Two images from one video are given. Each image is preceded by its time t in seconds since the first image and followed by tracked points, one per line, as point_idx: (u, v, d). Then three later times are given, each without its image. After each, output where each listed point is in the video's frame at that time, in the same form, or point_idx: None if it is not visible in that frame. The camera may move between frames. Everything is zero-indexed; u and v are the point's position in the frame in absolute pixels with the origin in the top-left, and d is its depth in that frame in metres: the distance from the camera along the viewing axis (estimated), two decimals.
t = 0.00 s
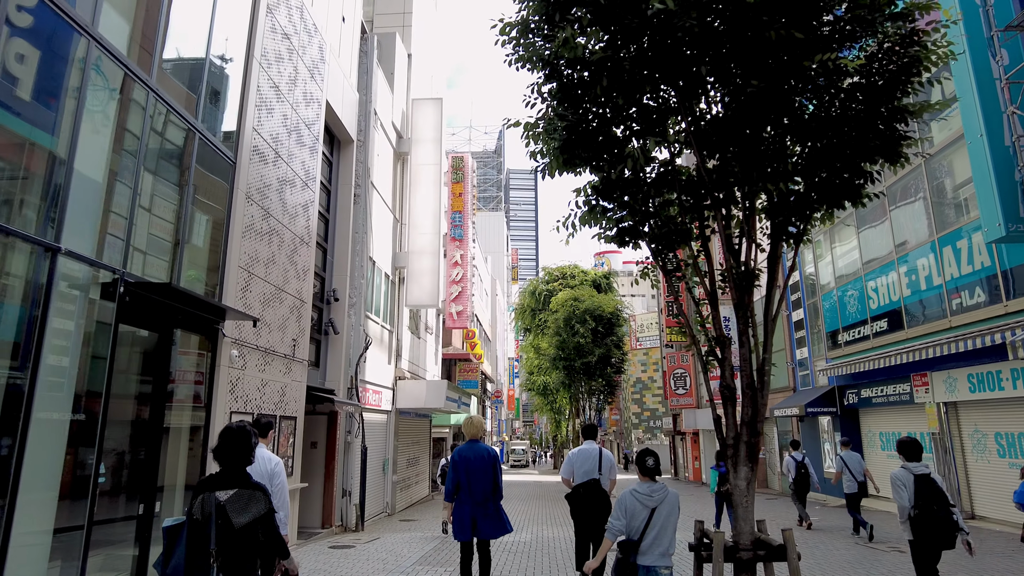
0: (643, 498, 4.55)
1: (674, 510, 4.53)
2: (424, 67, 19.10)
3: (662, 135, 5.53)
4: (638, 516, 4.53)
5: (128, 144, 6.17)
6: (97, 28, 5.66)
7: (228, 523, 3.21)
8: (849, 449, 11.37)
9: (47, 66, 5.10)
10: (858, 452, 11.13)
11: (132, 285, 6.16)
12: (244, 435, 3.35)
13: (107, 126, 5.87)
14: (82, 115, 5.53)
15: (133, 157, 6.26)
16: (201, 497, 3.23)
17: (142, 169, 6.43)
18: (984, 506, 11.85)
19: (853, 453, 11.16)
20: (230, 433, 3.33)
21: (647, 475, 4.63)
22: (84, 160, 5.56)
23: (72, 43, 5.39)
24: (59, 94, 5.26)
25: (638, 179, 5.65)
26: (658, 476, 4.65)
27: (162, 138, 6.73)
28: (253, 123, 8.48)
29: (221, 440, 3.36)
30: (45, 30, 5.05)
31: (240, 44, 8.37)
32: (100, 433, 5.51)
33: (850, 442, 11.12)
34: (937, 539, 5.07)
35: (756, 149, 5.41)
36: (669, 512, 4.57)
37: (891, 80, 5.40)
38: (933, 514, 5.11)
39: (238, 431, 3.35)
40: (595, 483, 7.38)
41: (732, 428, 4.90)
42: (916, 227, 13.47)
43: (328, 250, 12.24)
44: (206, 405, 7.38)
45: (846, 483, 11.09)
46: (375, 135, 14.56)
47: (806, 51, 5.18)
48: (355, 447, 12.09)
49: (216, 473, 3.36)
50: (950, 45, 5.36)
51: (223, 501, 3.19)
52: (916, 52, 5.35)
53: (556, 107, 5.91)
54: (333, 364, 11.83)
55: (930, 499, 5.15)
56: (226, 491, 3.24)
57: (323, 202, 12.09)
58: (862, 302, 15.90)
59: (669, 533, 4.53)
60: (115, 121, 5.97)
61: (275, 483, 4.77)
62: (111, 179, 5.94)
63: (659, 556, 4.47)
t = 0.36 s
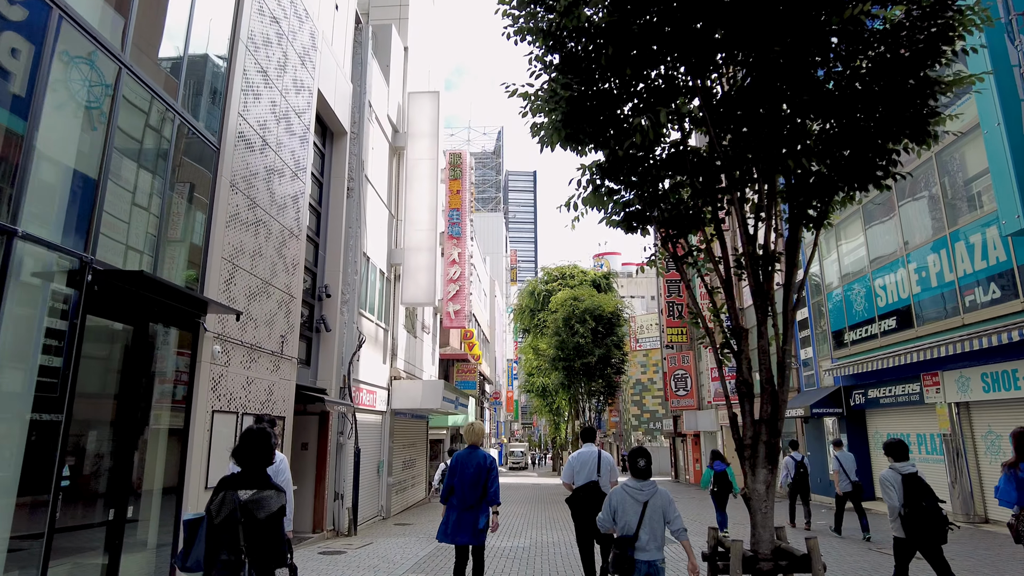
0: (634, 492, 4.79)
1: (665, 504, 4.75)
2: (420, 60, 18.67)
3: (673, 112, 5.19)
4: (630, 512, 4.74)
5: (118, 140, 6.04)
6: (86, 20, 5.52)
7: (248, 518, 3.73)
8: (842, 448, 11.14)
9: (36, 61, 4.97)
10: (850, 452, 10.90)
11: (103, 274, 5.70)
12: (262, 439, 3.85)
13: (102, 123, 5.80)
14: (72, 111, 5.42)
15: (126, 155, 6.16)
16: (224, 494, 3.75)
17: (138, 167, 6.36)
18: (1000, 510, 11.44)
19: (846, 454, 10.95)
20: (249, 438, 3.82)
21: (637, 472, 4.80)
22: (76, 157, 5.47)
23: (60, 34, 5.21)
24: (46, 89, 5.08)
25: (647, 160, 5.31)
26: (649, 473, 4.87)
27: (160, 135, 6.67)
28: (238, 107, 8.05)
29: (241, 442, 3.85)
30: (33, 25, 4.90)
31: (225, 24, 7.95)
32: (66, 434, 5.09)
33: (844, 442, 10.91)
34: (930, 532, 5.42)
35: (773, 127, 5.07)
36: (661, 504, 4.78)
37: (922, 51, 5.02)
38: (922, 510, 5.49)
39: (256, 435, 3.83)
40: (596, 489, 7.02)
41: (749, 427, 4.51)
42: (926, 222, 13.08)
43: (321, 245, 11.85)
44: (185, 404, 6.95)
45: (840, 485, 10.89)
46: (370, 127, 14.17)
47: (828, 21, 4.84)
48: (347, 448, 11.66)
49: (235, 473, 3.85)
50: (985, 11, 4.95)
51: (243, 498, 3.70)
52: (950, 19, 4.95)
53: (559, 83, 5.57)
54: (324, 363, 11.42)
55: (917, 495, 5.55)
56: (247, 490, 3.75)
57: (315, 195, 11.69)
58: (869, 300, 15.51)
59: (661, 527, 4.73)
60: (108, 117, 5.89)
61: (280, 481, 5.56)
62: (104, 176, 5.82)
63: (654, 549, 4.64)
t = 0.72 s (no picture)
0: (631, 495, 4.86)
1: (660, 507, 4.85)
2: (417, 55, 18.28)
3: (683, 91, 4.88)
4: (626, 512, 4.83)
5: (111, 137, 5.90)
6: (81, 14, 5.41)
7: (272, 516, 3.71)
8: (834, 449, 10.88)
9: (28, 54, 4.85)
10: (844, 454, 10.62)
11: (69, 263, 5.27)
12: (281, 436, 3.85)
13: (90, 117, 5.61)
14: (63, 106, 5.29)
15: (122, 153, 6.07)
16: (243, 492, 3.73)
17: (131, 164, 6.23)
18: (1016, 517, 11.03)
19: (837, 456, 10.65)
20: (268, 436, 3.81)
21: (634, 476, 4.87)
22: (67, 153, 5.34)
23: (52, 27, 5.10)
24: (37, 83, 4.96)
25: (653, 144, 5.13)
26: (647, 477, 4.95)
27: (154, 133, 6.53)
28: (224, 93, 7.67)
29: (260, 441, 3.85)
30: (28, 22, 4.81)
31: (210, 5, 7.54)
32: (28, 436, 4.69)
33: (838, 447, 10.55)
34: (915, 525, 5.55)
35: (792, 107, 4.75)
36: (657, 507, 4.88)
37: (954, 22, 4.60)
38: (904, 507, 5.65)
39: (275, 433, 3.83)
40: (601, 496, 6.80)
41: (768, 428, 4.13)
42: (937, 218, 12.70)
43: (314, 241, 11.47)
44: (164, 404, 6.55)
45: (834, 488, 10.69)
46: (365, 121, 13.80)
47: None
48: (339, 451, 11.28)
49: (253, 472, 3.84)
50: None
51: (266, 496, 3.68)
52: None
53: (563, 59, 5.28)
54: (316, 362, 11.03)
55: (900, 494, 5.70)
56: (267, 488, 3.74)
57: (307, 189, 11.30)
58: (877, 299, 15.14)
59: (655, 529, 4.82)
60: (100, 114, 5.75)
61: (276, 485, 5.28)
62: (94, 172, 5.66)
63: (647, 551, 4.75)
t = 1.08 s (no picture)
0: (625, 499, 4.83)
1: (654, 511, 4.84)
2: (413, 48, 17.89)
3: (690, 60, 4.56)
4: (618, 515, 4.82)
5: (103, 133, 5.87)
6: None
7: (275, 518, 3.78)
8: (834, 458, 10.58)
9: (14, 48, 4.81)
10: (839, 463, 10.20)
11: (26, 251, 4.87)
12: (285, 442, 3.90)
13: (84, 114, 5.61)
14: (50, 101, 5.21)
15: (116, 152, 6.02)
16: (247, 496, 3.79)
17: (123, 163, 6.12)
18: None
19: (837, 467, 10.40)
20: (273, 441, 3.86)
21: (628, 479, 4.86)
22: (57, 150, 5.29)
23: (41, 21, 5.06)
24: (26, 77, 4.92)
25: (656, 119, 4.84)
26: (640, 481, 4.94)
27: (146, 130, 6.43)
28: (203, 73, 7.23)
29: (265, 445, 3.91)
30: (19, 18, 4.83)
31: None
32: None
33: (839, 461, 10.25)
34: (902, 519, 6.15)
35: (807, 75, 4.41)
36: (651, 511, 4.85)
37: None
38: (892, 507, 6.22)
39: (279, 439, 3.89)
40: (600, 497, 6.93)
41: (790, 428, 3.73)
42: (948, 212, 12.32)
43: (304, 235, 11.05)
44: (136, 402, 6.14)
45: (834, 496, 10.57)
46: (359, 113, 13.41)
47: None
48: (329, 454, 10.85)
49: (258, 475, 3.90)
50: None
51: (269, 497, 3.75)
52: None
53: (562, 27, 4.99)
54: (306, 361, 10.64)
55: (888, 495, 6.29)
56: (272, 491, 3.80)
57: (296, 181, 10.89)
58: (885, 297, 14.74)
59: (649, 534, 4.80)
60: (94, 110, 5.75)
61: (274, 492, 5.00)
62: (88, 170, 5.67)
63: (642, 555, 4.73)
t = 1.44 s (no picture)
0: (633, 504, 4.88)
1: (663, 515, 4.85)
2: (410, 44, 17.53)
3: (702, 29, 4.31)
4: (629, 521, 4.84)
5: (96, 134, 5.71)
6: None
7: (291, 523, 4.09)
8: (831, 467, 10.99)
9: (2, 45, 4.67)
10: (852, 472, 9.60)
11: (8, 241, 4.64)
12: (297, 451, 4.16)
13: (80, 114, 5.49)
14: (43, 100, 5.09)
15: (108, 150, 5.84)
16: (264, 503, 4.11)
17: (118, 162, 5.95)
18: None
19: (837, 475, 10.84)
20: (285, 452, 4.13)
21: (637, 486, 4.85)
22: (50, 150, 5.16)
23: (31, 18, 4.93)
24: (13, 74, 4.77)
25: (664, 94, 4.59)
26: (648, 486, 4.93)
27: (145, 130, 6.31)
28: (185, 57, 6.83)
29: (279, 454, 4.20)
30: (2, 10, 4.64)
31: None
32: None
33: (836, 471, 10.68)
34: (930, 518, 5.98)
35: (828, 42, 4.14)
36: (660, 514, 4.88)
37: None
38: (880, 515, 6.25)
39: (291, 449, 4.15)
40: (599, 500, 7.00)
41: (822, 426, 3.51)
42: (961, 208, 11.94)
43: (295, 232, 10.66)
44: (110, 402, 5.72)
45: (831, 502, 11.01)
46: (353, 107, 13.06)
47: None
48: (321, 458, 10.48)
49: (273, 483, 4.20)
50: None
51: (284, 507, 4.06)
52: None
53: None
54: (296, 361, 10.22)
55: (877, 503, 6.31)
56: (285, 500, 4.11)
57: (288, 176, 10.52)
58: (894, 298, 14.34)
59: (659, 538, 4.83)
60: (87, 111, 5.59)
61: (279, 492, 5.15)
62: (80, 170, 5.48)
63: (652, 559, 4.76)
